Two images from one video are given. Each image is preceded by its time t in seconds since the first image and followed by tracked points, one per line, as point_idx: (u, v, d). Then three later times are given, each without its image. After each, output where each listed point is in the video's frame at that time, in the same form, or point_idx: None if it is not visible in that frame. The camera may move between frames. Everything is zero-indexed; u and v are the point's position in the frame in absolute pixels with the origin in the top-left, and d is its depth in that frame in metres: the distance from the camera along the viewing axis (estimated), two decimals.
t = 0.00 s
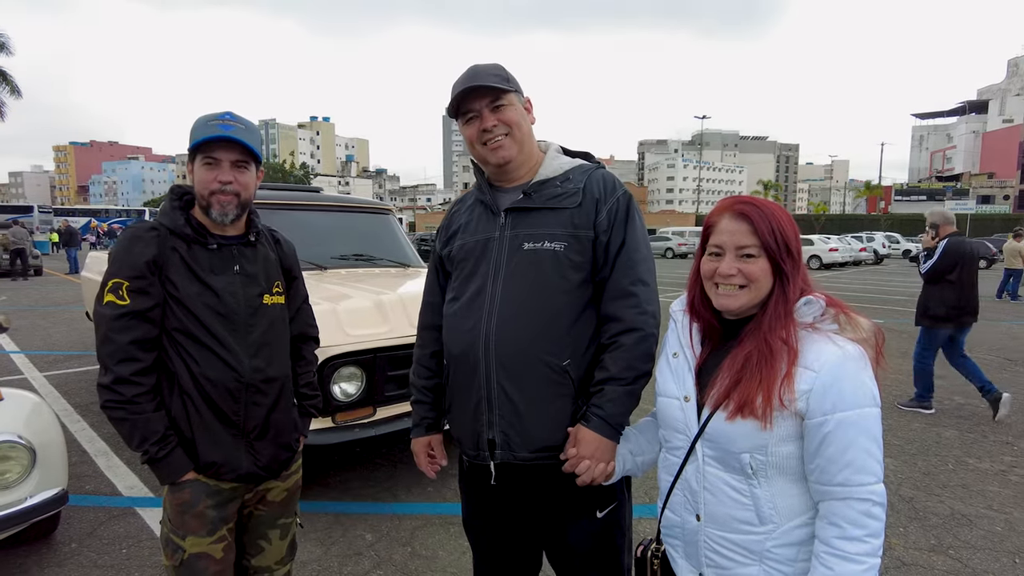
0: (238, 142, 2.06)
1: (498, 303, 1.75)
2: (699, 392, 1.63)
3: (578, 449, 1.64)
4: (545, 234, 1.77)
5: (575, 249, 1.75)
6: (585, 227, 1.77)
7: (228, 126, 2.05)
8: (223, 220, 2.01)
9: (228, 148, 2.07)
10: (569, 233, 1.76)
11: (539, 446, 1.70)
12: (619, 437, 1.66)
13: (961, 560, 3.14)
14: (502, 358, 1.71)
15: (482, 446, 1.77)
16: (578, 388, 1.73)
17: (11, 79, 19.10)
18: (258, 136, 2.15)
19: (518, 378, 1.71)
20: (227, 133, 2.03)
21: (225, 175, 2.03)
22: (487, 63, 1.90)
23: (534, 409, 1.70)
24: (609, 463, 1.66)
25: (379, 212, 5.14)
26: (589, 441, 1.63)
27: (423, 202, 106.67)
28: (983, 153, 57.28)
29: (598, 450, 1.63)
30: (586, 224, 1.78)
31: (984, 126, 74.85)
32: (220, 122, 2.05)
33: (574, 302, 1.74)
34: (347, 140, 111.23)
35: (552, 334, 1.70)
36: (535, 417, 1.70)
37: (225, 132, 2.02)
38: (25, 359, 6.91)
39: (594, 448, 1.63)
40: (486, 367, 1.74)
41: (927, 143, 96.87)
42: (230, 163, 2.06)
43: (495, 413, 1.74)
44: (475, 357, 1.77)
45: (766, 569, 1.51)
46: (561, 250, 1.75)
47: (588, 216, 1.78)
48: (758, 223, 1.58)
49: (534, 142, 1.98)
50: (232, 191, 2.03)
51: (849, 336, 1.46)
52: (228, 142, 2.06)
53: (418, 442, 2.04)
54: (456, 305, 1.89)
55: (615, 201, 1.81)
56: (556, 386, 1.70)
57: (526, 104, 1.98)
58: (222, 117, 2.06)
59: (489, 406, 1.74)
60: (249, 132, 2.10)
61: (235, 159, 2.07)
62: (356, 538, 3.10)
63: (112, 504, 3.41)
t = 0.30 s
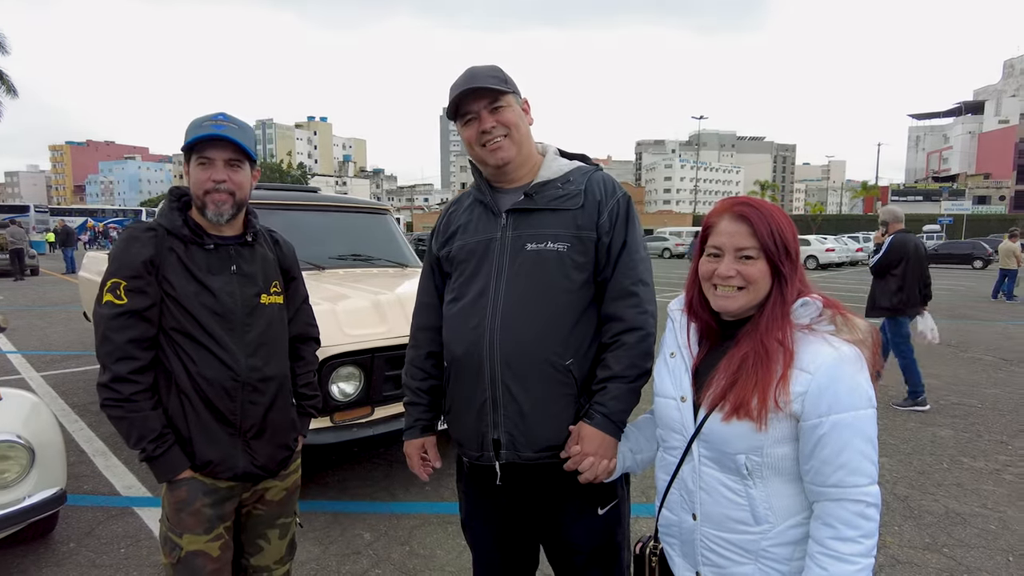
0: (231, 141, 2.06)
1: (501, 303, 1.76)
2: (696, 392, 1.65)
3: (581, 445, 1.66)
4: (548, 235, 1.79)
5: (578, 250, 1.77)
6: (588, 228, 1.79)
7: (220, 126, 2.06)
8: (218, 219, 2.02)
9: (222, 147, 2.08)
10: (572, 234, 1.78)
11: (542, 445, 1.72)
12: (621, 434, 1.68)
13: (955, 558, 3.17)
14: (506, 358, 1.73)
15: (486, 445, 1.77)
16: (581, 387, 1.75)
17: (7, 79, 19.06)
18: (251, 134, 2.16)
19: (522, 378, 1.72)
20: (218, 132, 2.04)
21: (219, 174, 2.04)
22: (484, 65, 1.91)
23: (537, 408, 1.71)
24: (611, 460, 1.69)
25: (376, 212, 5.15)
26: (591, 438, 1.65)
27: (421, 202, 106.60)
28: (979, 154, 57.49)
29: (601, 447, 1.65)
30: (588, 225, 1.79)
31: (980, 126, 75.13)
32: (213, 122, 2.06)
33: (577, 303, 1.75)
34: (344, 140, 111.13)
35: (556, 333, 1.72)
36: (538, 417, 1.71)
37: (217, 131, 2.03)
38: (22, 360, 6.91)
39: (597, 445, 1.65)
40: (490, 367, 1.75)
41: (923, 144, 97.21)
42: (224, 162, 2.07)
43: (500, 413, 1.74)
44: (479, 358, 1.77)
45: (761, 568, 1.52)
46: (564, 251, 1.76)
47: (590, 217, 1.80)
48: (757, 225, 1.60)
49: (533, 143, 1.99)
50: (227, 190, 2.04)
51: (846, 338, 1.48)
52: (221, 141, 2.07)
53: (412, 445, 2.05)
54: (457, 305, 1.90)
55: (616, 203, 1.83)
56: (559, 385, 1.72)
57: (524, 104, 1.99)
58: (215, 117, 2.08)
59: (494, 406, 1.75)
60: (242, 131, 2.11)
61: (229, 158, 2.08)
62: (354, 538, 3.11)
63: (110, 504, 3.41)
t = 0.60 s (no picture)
0: (226, 144, 2.07)
1: (498, 305, 1.78)
2: (691, 392, 1.67)
3: (579, 445, 1.68)
4: (545, 237, 1.80)
5: (575, 252, 1.79)
6: (583, 230, 1.81)
7: (215, 129, 2.08)
8: (214, 221, 2.03)
9: (217, 150, 2.09)
10: (567, 236, 1.80)
11: (540, 445, 1.74)
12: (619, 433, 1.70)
13: (948, 556, 3.20)
14: (503, 359, 1.74)
15: (484, 446, 1.79)
16: (578, 387, 1.76)
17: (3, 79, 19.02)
18: (246, 137, 2.17)
19: (519, 379, 1.73)
20: (212, 135, 2.05)
21: (214, 176, 2.05)
22: (476, 69, 1.93)
23: (534, 408, 1.73)
24: (608, 459, 1.71)
25: (372, 213, 5.16)
26: (589, 438, 1.67)
27: (417, 202, 106.52)
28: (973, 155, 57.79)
29: (599, 447, 1.67)
30: (584, 227, 1.81)
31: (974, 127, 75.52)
32: (208, 125, 2.08)
33: (573, 304, 1.77)
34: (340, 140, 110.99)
35: (553, 334, 1.73)
36: (535, 417, 1.73)
37: (211, 133, 2.04)
38: (17, 360, 6.89)
39: (595, 444, 1.67)
40: (488, 368, 1.76)
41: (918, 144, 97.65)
42: (219, 164, 2.07)
43: (498, 414, 1.76)
44: (477, 359, 1.78)
45: (755, 567, 1.54)
46: (561, 252, 1.78)
47: (585, 219, 1.82)
48: (753, 226, 1.62)
49: (526, 146, 2.00)
50: (222, 192, 2.05)
51: (840, 339, 1.50)
52: (216, 144, 2.08)
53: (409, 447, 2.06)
54: (453, 307, 1.91)
55: (610, 205, 1.85)
56: (556, 386, 1.73)
57: (517, 107, 2.01)
58: (210, 120, 2.09)
59: (491, 407, 1.77)
60: (236, 133, 2.12)
61: (223, 160, 2.09)
62: (351, 538, 3.12)
63: (106, 504, 3.42)
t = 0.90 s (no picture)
0: (231, 144, 2.08)
1: (499, 304, 1.79)
2: (696, 390, 1.69)
3: (581, 443, 1.70)
4: (545, 236, 1.82)
5: (575, 251, 1.80)
6: (584, 230, 1.82)
7: (219, 129, 2.08)
8: (219, 221, 2.04)
9: (220, 150, 2.10)
10: (567, 235, 1.81)
11: (541, 443, 1.75)
12: (620, 431, 1.72)
13: (944, 552, 3.22)
14: (505, 358, 1.75)
15: (483, 444, 1.80)
16: (577, 386, 1.77)
17: None
18: (250, 137, 2.17)
19: (520, 377, 1.75)
20: (217, 135, 2.05)
21: (218, 176, 2.05)
22: (476, 71, 1.94)
23: (535, 406, 1.75)
24: (610, 457, 1.73)
25: (371, 213, 5.16)
26: (590, 437, 1.68)
27: (413, 202, 106.41)
28: (967, 156, 58.15)
29: (600, 446, 1.69)
30: (584, 226, 1.83)
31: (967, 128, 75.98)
32: (212, 125, 2.08)
33: (573, 303, 1.78)
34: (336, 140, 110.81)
35: (553, 333, 1.75)
36: (536, 414, 1.75)
37: (217, 134, 2.05)
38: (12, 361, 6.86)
39: (595, 444, 1.68)
40: (489, 367, 1.77)
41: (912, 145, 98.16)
42: (223, 164, 2.08)
43: (498, 412, 1.77)
44: (478, 358, 1.80)
45: (761, 562, 1.56)
46: (561, 252, 1.80)
47: (585, 218, 1.83)
48: (758, 225, 1.64)
49: (527, 145, 2.01)
50: (226, 192, 2.06)
51: (845, 337, 1.51)
52: (220, 145, 2.08)
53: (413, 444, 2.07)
54: (456, 306, 1.92)
55: (610, 204, 1.87)
56: (556, 384, 1.75)
57: (517, 107, 2.02)
58: (214, 120, 2.09)
59: (491, 405, 1.78)
60: (240, 133, 2.12)
61: (227, 160, 2.09)
62: (351, 537, 3.13)
63: (106, 504, 3.42)
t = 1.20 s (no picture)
0: (221, 143, 2.08)
1: (485, 302, 1.80)
2: (686, 388, 1.70)
3: (565, 442, 1.71)
4: (532, 234, 1.83)
5: (561, 250, 1.81)
6: (570, 229, 1.83)
7: (210, 127, 2.07)
8: (209, 220, 2.04)
9: (211, 148, 2.10)
10: (554, 234, 1.82)
11: (526, 440, 1.76)
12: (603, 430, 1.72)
13: (934, 550, 3.25)
14: (492, 355, 1.76)
15: (467, 440, 1.81)
16: (562, 384, 1.78)
17: None
18: (241, 136, 2.17)
19: (506, 375, 1.75)
20: (208, 134, 2.05)
21: (209, 175, 2.05)
22: (466, 70, 1.94)
23: (520, 403, 1.75)
24: (592, 456, 1.74)
25: (364, 212, 5.15)
26: (572, 435, 1.69)
27: (408, 202, 106.28)
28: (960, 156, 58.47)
29: (582, 445, 1.70)
30: (571, 225, 1.83)
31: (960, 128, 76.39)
32: (203, 123, 2.08)
33: (560, 301, 1.79)
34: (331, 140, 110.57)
35: (539, 331, 1.75)
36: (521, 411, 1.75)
37: (207, 132, 2.05)
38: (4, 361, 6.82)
39: (577, 442, 1.70)
40: (477, 364, 1.78)
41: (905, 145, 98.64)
42: (213, 163, 2.08)
43: (480, 409, 1.79)
44: (463, 355, 1.81)
45: (749, 559, 1.57)
46: (547, 250, 1.80)
47: (573, 217, 1.84)
48: (749, 224, 1.65)
49: (517, 143, 2.02)
50: (216, 190, 2.06)
51: (834, 335, 1.52)
52: (211, 143, 2.08)
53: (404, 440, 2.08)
54: (445, 303, 1.92)
55: (598, 203, 1.87)
56: (540, 382, 1.75)
57: (507, 107, 2.02)
58: (204, 118, 2.09)
59: (474, 401, 1.79)
60: (231, 132, 2.12)
61: (218, 158, 2.09)
62: (344, 536, 3.13)
63: (98, 504, 3.41)
